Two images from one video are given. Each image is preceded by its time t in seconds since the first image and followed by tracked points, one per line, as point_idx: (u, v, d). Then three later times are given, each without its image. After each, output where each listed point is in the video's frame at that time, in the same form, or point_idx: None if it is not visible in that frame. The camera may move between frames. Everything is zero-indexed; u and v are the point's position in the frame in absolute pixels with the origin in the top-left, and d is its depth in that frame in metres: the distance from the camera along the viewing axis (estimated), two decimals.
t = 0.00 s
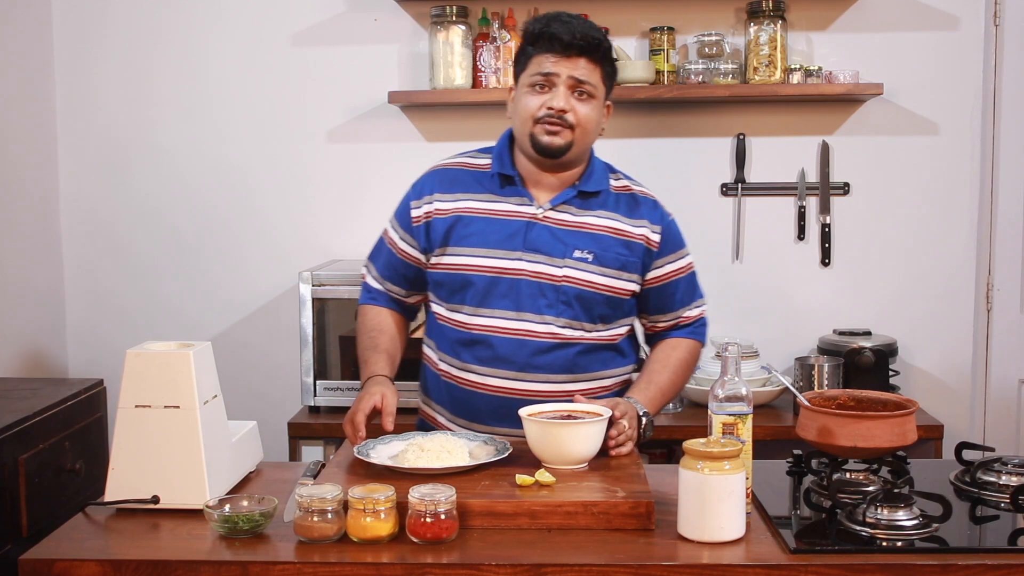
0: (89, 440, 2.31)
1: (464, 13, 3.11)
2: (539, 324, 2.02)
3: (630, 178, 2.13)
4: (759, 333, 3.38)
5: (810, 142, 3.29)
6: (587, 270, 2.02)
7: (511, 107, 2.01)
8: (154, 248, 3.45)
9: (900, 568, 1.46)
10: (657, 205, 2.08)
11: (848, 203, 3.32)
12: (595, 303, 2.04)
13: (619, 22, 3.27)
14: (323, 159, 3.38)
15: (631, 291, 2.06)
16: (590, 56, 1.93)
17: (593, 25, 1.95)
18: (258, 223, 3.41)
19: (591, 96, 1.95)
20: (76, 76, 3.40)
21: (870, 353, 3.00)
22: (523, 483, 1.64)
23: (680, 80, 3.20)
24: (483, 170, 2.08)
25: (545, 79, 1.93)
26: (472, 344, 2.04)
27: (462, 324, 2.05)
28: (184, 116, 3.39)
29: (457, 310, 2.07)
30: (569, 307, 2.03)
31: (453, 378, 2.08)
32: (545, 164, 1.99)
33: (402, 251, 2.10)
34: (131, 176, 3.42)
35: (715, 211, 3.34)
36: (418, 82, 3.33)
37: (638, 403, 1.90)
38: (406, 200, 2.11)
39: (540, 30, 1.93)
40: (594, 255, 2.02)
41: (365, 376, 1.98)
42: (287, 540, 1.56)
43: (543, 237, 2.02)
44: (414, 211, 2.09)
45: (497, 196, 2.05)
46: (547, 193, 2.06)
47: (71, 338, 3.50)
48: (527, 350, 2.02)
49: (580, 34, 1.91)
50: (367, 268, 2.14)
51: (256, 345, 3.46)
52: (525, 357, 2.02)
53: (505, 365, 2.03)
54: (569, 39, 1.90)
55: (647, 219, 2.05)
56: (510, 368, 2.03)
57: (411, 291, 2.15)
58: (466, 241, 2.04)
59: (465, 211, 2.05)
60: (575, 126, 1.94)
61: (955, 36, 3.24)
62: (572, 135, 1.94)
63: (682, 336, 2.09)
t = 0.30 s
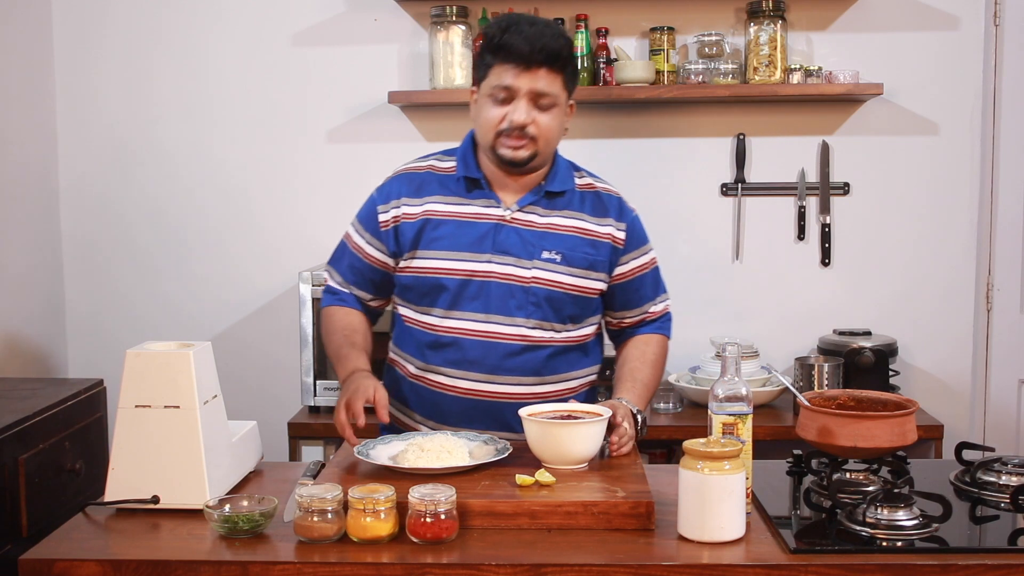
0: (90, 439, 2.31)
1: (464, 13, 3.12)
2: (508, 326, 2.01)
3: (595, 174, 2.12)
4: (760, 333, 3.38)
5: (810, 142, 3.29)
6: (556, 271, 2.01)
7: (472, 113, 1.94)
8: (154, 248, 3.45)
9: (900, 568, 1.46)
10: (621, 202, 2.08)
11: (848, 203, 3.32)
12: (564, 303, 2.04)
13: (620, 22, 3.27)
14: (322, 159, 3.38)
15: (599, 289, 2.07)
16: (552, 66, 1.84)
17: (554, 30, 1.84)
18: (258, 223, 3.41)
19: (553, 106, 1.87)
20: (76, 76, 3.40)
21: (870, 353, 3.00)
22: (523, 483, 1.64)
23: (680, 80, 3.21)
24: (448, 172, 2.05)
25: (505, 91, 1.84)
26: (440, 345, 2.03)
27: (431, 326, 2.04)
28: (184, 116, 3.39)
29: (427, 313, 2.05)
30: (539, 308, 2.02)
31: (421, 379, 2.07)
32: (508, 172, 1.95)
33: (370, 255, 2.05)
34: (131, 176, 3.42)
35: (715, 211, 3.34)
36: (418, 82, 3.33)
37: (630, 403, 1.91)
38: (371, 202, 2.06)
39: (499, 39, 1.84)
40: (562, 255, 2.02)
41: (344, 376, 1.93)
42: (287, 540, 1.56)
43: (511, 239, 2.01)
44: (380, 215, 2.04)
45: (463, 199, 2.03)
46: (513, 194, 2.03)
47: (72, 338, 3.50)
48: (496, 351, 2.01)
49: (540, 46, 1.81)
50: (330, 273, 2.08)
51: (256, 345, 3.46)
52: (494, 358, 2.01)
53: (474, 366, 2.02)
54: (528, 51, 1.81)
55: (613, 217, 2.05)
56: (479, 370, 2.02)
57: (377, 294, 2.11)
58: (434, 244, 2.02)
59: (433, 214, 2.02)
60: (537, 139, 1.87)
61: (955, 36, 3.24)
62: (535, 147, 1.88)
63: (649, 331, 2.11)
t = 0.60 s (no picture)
0: (90, 439, 2.31)
1: (464, 13, 3.12)
2: (481, 326, 2.05)
3: (562, 174, 2.17)
4: (760, 333, 3.38)
5: (810, 142, 3.29)
6: (527, 271, 2.06)
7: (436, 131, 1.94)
8: (154, 248, 3.45)
9: (899, 568, 1.46)
10: (590, 201, 2.13)
11: (848, 203, 3.32)
12: (534, 304, 2.08)
13: (620, 22, 3.27)
14: (322, 159, 3.38)
15: (570, 288, 2.12)
16: (511, 109, 1.83)
17: (512, 69, 1.81)
18: (259, 223, 3.41)
19: (513, 139, 1.88)
20: (76, 76, 3.40)
21: (870, 353, 3.00)
22: (523, 483, 1.64)
23: (680, 80, 3.21)
24: (416, 178, 2.07)
25: (466, 131, 1.85)
26: (413, 346, 2.05)
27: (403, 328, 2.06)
28: (183, 116, 3.39)
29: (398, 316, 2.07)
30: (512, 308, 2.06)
31: (393, 379, 2.08)
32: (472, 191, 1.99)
33: (344, 259, 2.06)
34: (131, 176, 3.42)
35: (716, 211, 3.34)
36: (418, 82, 3.33)
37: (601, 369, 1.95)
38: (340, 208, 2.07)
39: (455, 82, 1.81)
40: (533, 256, 2.07)
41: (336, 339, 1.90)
42: (287, 539, 1.56)
43: (481, 241, 2.04)
44: (351, 220, 2.06)
45: (432, 202, 2.05)
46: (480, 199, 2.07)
47: (72, 338, 3.50)
48: (468, 351, 2.04)
49: (498, 95, 1.80)
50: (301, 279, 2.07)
51: (256, 345, 3.46)
52: (466, 358, 2.04)
53: (446, 366, 2.04)
54: (486, 100, 1.79)
55: (581, 216, 2.11)
56: (450, 370, 2.04)
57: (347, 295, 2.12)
58: (405, 247, 2.04)
59: (404, 218, 2.05)
60: (499, 170, 1.91)
61: (955, 36, 3.24)
62: (496, 176, 1.92)
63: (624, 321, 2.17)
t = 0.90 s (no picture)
0: (90, 439, 2.31)
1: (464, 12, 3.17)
2: (465, 325, 2.18)
3: (538, 175, 2.29)
4: (760, 333, 3.38)
5: (810, 142, 3.29)
6: (507, 270, 2.18)
7: (419, 119, 2.12)
8: (154, 247, 3.45)
9: (899, 568, 1.46)
10: (565, 200, 2.24)
11: (848, 203, 3.32)
12: (514, 303, 2.20)
13: (620, 22, 3.27)
14: (322, 159, 3.38)
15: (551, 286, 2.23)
16: (494, 74, 2.03)
17: (494, 39, 2.03)
18: (259, 222, 3.41)
19: (498, 110, 2.06)
20: (75, 75, 3.40)
21: (870, 353, 3.00)
22: (523, 483, 1.64)
23: (680, 80, 3.21)
24: (398, 180, 2.21)
25: (452, 98, 2.03)
26: (400, 348, 2.19)
27: (389, 330, 2.19)
28: (183, 115, 3.39)
29: (384, 318, 2.20)
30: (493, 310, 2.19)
31: (380, 382, 2.22)
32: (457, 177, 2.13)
33: (329, 266, 2.18)
34: (131, 176, 3.42)
35: (716, 211, 3.34)
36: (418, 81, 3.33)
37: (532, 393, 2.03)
38: (323, 214, 2.19)
39: (442, 49, 2.01)
40: (512, 255, 2.19)
41: (331, 394, 2.02)
42: (287, 539, 1.56)
43: (462, 241, 2.18)
44: (334, 224, 2.18)
45: (414, 205, 2.19)
46: (461, 199, 2.21)
47: (72, 338, 3.50)
48: (454, 351, 2.18)
49: (485, 54, 2.00)
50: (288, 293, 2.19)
51: (256, 345, 3.46)
52: (453, 358, 2.18)
53: (434, 366, 2.19)
54: (473, 60, 2.00)
55: (557, 215, 2.22)
56: (438, 371, 2.19)
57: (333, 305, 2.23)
58: (388, 249, 2.17)
59: (386, 221, 2.18)
60: (486, 141, 2.06)
61: (954, 36, 3.24)
62: (484, 150, 2.07)
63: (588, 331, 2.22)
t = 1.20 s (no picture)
0: (90, 439, 2.31)
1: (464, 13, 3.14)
2: (456, 334, 2.19)
3: (528, 177, 2.30)
4: (760, 333, 3.38)
5: (810, 142, 3.29)
6: (498, 276, 2.19)
7: (406, 122, 2.12)
8: (153, 247, 3.45)
9: (899, 568, 1.46)
10: (555, 201, 2.24)
11: (848, 203, 3.32)
12: (506, 310, 2.21)
13: (620, 22, 3.27)
14: (322, 159, 3.38)
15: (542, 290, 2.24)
16: (479, 68, 2.04)
17: (478, 35, 2.06)
18: (259, 223, 3.41)
19: (485, 106, 2.07)
20: (76, 75, 3.40)
21: (870, 353, 3.00)
22: (523, 483, 1.64)
23: (680, 80, 3.21)
24: (387, 186, 2.21)
25: (439, 94, 2.03)
26: (392, 356, 2.21)
27: (380, 337, 2.20)
28: (183, 115, 3.39)
29: (375, 325, 2.21)
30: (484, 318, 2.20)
31: (371, 389, 2.23)
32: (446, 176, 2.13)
33: (321, 274, 2.18)
34: (131, 176, 3.42)
35: (716, 211, 3.34)
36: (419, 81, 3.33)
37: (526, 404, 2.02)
38: (314, 221, 2.19)
39: (428, 45, 2.03)
40: (502, 261, 2.19)
41: (326, 416, 2.03)
42: (287, 539, 1.56)
43: (452, 248, 2.18)
44: (326, 232, 2.18)
45: (403, 211, 2.19)
46: (450, 205, 2.21)
47: (72, 339, 3.50)
48: (445, 360, 2.20)
49: (469, 46, 2.02)
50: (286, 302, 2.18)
51: (256, 345, 3.46)
52: (444, 368, 2.20)
53: (425, 376, 2.20)
54: (458, 53, 2.01)
55: (547, 217, 2.23)
56: (430, 379, 2.21)
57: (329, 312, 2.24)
58: (378, 257, 2.18)
59: (376, 228, 2.18)
60: (473, 138, 2.06)
61: (954, 36, 3.24)
62: (472, 146, 2.07)
63: (581, 333, 2.21)
